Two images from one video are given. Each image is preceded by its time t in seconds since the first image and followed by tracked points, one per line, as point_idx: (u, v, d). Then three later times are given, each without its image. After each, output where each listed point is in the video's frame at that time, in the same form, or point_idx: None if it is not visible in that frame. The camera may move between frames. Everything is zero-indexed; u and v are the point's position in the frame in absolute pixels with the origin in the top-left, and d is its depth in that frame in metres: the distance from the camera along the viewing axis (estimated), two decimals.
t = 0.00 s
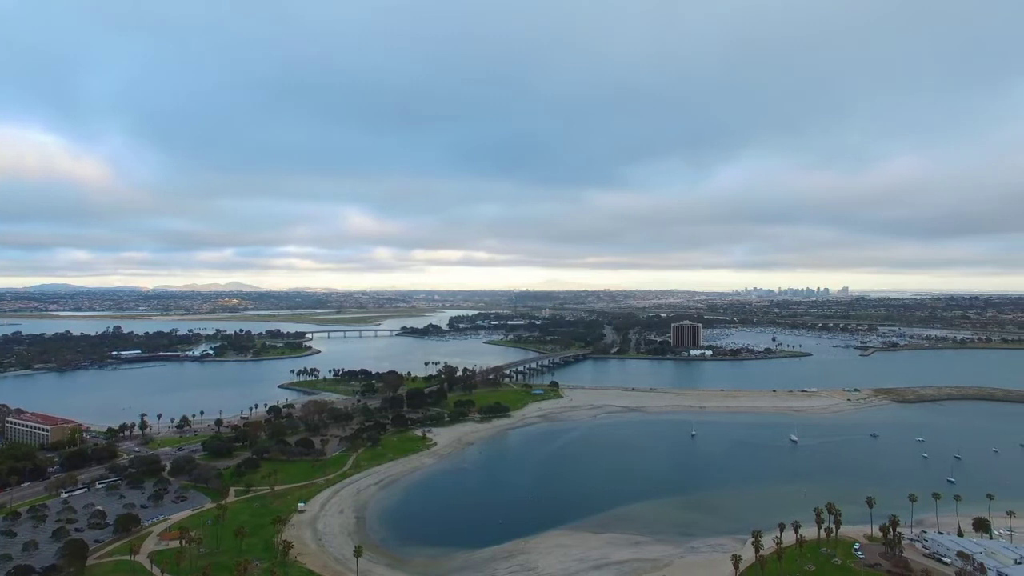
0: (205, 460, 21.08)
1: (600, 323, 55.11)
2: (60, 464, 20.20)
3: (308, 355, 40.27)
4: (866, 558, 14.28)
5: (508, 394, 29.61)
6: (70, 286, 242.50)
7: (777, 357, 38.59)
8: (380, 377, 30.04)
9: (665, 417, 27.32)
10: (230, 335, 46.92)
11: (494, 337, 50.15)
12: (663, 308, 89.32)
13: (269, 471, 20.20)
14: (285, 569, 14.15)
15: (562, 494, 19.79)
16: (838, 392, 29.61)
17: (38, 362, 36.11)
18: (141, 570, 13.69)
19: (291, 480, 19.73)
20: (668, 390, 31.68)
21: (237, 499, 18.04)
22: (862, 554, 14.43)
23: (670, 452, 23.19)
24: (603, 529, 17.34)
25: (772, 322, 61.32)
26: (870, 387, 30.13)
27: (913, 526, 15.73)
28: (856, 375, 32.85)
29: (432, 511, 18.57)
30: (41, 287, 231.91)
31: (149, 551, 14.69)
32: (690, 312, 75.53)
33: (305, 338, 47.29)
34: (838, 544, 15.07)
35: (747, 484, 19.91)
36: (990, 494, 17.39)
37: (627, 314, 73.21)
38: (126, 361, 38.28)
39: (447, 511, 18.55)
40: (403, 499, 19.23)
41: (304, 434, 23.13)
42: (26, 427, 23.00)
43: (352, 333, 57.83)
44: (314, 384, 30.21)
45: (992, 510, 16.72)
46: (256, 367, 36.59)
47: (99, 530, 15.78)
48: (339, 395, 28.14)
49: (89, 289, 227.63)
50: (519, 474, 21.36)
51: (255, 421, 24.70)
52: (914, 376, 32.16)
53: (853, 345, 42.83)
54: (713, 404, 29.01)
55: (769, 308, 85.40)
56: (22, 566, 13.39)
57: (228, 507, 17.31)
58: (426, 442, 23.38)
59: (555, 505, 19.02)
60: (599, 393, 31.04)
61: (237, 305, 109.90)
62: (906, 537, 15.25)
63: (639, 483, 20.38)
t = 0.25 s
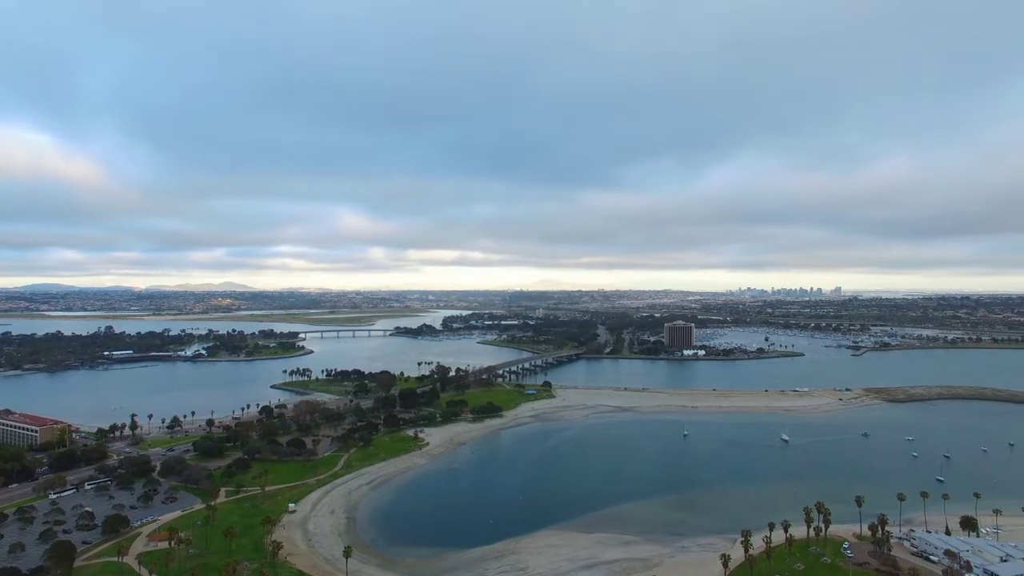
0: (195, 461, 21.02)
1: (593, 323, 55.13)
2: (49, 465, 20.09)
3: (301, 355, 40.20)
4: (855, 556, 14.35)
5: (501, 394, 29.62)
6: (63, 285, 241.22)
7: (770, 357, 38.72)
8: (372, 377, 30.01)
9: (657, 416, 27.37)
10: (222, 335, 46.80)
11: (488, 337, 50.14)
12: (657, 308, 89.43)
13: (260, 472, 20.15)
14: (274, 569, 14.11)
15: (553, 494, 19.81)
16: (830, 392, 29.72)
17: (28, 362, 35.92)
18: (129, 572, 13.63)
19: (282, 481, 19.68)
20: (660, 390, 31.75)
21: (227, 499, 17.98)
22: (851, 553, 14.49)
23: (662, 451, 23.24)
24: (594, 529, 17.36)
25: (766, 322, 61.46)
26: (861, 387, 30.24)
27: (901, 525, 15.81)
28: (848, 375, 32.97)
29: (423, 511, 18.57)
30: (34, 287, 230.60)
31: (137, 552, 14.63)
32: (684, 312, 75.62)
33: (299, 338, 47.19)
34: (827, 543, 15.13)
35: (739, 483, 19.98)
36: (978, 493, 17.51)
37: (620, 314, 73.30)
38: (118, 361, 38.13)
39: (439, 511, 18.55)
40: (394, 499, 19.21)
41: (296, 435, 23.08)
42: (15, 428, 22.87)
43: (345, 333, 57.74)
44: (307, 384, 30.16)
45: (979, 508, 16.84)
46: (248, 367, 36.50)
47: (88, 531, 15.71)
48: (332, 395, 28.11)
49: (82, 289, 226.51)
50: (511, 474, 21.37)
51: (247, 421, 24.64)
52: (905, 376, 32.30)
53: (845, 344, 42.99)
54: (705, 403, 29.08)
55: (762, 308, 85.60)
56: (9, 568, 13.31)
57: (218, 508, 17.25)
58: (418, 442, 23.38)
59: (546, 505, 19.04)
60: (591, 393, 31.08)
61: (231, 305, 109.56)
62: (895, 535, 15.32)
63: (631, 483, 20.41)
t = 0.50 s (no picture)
0: (186, 461, 20.95)
1: (587, 323, 55.13)
2: (38, 466, 19.99)
3: (294, 355, 40.13)
4: (844, 555, 14.41)
5: (494, 393, 29.61)
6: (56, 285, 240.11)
7: (763, 357, 38.80)
8: (365, 377, 29.98)
9: (650, 416, 27.40)
10: (215, 335, 46.69)
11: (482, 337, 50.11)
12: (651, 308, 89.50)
13: (252, 472, 20.11)
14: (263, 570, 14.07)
15: (544, 494, 19.82)
16: (822, 391, 29.80)
17: (19, 362, 35.77)
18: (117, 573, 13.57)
19: (274, 481, 19.63)
20: (653, 390, 31.79)
21: (218, 500, 17.94)
22: (841, 552, 14.55)
23: (654, 451, 23.28)
24: (585, 529, 17.38)
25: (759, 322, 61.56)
26: (853, 387, 30.33)
27: (890, 524, 15.88)
28: (840, 374, 33.05)
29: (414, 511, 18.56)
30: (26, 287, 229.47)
31: (126, 553, 14.57)
32: (678, 312, 75.68)
33: (292, 338, 47.11)
34: (817, 542, 15.19)
35: (730, 483, 20.03)
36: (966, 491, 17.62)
37: (614, 313, 73.35)
38: (110, 362, 38.01)
39: (430, 511, 18.55)
40: (386, 499, 19.19)
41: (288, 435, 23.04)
42: (4, 429, 22.76)
43: (339, 334, 57.64)
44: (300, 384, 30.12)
45: (967, 506, 16.94)
46: (241, 367, 36.42)
47: (76, 533, 15.65)
48: (324, 395, 28.08)
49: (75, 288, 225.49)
50: (503, 474, 21.36)
51: (238, 421, 24.59)
52: (897, 375, 32.42)
53: (838, 344, 43.10)
54: (697, 403, 29.13)
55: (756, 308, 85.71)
56: None
57: (208, 509, 17.21)
58: (410, 442, 23.36)
59: (537, 505, 19.05)
60: (584, 393, 31.10)
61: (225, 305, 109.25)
62: (883, 534, 15.39)
63: (622, 483, 20.44)
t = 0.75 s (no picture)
0: (177, 462, 20.89)
1: (581, 323, 55.12)
2: (27, 467, 19.89)
3: (287, 355, 40.07)
4: (833, 554, 14.46)
5: (487, 393, 29.62)
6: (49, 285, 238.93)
7: (755, 357, 38.90)
8: (358, 377, 29.95)
9: (642, 416, 27.43)
10: (208, 335, 46.59)
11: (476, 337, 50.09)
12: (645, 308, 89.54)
13: (243, 472, 20.07)
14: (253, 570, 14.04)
15: (536, 493, 19.85)
16: (814, 391, 29.90)
17: (10, 363, 35.61)
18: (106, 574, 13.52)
19: (265, 482, 19.59)
20: (645, 390, 31.84)
21: (209, 501, 17.89)
22: (830, 551, 14.61)
23: (646, 451, 23.32)
24: (577, 529, 17.40)
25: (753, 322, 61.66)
26: (844, 387, 30.42)
27: (880, 523, 15.95)
28: (832, 374, 33.17)
29: (406, 511, 18.57)
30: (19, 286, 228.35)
31: (115, 554, 14.53)
32: (672, 312, 75.72)
33: (285, 338, 47.01)
34: (806, 542, 15.25)
35: (721, 482, 20.10)
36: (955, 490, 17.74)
37: (608, 313, 73.38)
38: (102, 362, 37.87)
39: (422, 511, 18.56)
40: (378, 499, 19.17)
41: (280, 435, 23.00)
42: None
43: (333, 333, 57.56)
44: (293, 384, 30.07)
45: (955, 505, 17.05)
46: (234, 367, 36.35)
47: (65, 534, 15.58)
48: (317, 395, 28.05)
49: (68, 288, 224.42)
50: (495, 474, 21.37)
51: (231, 422, 24.53)
52: (889, 375, 32.56)
53: (830, 344, 43.23)
54: (690, 403, 29.20)
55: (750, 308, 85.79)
56: None
57: (199, 509, 17.16)
58: (402, 442, 23.36)
59: (529, 505, 19.08)
60: (578, 393, 31.12)
61: (218, 305, 108.90)
62: (873, 533, 15.47)
63: (614, 483, 20.48)
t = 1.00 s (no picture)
0: (168, 462, 20.82)
1: (575, 323, 55.09)
2: (15, 469, 19.78)
3: (280, 355, 39.98)
4: (822, 553, 14.51)
5: (480, 393, 29.62)
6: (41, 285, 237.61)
7: (748, 357, 38.98)
8: (351, 377, 29.90)
9: (635, 416, 27.46)
10: (201, 335, 46.43)
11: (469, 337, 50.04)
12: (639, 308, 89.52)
13: (234, 472, 20.02)
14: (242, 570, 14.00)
15: (528, 493, 19.87)
16: (805, 391, 29.99)
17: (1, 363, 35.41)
18: None
19: (256, 482, 19.54)
20: (638, 390, 31.88)
21: (199, 501, 17.83)
22: (820, 549, 14.65)
23: (638, 450, 23.35)
24: (568, 529, 17.42)
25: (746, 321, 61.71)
26: (836, 386, 30.51)
27: (869, 521, 16.02)
28: (824, 374, 33.26)
29: (397, 511, 18.55)
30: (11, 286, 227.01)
31: (104, 555, 14.47)
32: (666, 311, 75.71)
33: (278, 338, 46.89)
34: (796, 541, 15.29)
35: (712, 482, 20.15)
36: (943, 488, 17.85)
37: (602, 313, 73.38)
38: (93, 362, 37.70)
39: (413, 511, 18.56)
40: (370, 499, 19.15)
41: (272, 435, 22.95)
42: None
43: (326, 333, 57.43)
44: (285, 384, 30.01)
45: (943, 503, 17.16)
46: (226, 367, 36.25)
47: (53, 536, 15.52)
48: (310, 395, 28.01)
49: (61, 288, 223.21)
50: (487, 473, 21.37)
51: (222, 422, 24.47)
52: (880, 375, 32.68)
53: (823, 344, 43.34)
54: (682, 403, 29.25)
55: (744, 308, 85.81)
56: None
57: (188, 510, 17.11)
58: (394, 442, 23.34)
59: (520, 504, 19.09)
60: (570, 393, 31.13)
61: (212, 305, 108.49)
62: (862, 532, 15.53)
63: (605, 482, 20.51)
